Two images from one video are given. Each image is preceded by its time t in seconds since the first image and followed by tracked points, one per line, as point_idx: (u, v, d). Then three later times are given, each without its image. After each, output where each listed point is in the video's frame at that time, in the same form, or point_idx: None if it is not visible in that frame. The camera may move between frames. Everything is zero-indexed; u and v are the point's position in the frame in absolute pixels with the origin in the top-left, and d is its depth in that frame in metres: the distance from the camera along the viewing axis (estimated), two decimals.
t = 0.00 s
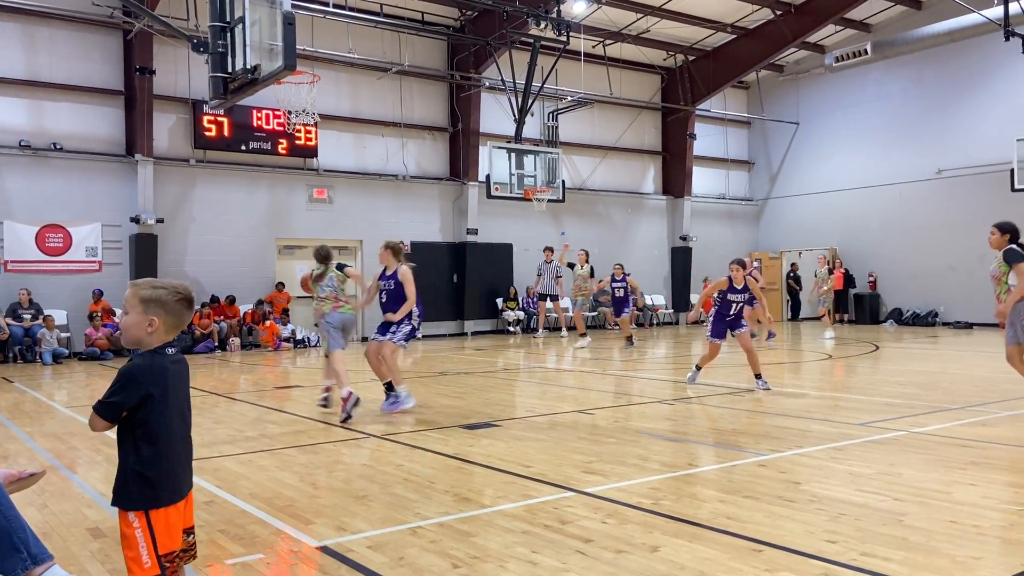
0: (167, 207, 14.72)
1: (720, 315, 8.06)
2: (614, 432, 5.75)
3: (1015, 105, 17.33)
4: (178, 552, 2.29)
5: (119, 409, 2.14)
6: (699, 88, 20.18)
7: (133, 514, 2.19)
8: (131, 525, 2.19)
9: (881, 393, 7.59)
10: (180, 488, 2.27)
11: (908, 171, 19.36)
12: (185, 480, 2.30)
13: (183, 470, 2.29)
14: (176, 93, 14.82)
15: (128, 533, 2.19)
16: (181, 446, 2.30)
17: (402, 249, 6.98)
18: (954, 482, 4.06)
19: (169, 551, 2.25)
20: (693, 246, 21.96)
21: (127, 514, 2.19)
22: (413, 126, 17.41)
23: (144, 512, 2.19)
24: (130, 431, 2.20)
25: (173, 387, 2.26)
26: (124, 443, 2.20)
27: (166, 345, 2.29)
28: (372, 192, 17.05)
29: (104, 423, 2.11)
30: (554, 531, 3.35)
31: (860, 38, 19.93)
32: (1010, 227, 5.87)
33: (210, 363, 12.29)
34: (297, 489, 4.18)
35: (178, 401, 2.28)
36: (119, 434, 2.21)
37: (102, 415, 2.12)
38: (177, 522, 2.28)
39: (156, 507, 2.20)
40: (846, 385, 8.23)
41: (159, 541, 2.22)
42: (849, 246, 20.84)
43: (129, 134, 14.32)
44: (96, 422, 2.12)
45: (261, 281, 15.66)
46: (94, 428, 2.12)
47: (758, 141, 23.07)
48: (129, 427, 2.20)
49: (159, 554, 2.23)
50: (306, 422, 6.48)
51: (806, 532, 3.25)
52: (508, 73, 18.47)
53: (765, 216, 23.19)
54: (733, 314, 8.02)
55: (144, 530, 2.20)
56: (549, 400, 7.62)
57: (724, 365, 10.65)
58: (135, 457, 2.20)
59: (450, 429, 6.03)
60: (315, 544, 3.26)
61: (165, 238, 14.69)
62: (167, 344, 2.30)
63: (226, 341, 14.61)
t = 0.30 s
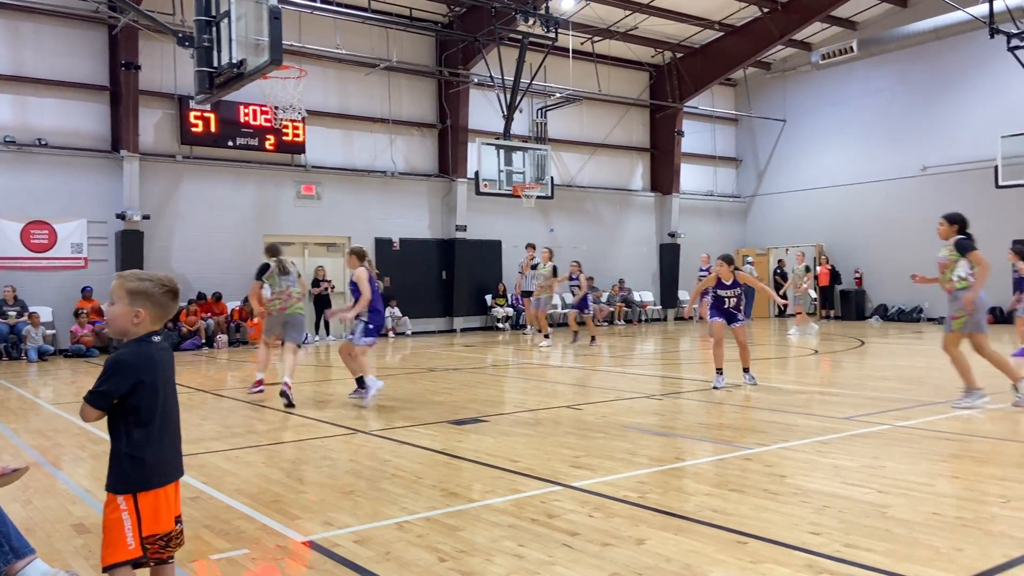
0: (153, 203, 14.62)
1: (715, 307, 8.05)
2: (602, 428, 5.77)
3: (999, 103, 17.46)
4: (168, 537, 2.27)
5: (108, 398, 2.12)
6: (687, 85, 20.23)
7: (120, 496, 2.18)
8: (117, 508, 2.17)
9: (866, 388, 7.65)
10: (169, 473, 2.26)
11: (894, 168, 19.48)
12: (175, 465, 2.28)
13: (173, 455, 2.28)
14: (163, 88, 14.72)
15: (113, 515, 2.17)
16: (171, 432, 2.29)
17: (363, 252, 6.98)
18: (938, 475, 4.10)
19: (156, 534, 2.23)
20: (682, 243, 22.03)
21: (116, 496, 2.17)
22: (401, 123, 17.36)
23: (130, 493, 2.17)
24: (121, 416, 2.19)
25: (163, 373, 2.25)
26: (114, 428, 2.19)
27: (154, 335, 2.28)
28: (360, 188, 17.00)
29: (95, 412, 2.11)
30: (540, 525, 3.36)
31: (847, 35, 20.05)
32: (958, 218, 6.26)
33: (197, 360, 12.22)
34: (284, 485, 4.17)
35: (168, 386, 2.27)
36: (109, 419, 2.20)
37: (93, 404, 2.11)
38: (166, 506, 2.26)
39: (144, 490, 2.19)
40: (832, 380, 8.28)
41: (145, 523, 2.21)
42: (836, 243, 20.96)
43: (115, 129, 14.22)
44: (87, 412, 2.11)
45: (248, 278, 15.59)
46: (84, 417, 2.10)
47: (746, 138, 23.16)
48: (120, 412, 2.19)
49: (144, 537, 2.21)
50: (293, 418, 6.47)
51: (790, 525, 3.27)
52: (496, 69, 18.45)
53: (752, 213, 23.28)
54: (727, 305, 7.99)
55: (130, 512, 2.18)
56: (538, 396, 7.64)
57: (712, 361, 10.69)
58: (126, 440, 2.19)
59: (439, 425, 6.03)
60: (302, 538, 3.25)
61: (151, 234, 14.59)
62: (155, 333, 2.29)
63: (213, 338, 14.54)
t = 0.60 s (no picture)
0: (137, 200, 14.49)
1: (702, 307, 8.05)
2: (588, 424, 5.78)
3: (981, 100, 17.62)
4: (141, 533, 2.25)
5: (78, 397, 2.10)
6: (673, 83, 20.28)
7: (94, 494, 2.15)
8: (92, 504, 2.15)
9: (848, 384, 7.71)
10: (144, 468, 2.24)
11: (878, 165, 19.62)
12: (150, 459, 2.28)
13: (148, 449, 2.27)
14: (146, 84, 14.60)
15: (88, 513, 2.15)
16: (145, 427, 2.28)
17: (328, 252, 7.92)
18: (919, 469, 4.13)
19: (130, 531, 2.21)
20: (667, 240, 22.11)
21: (90, 493, 2.15)
22: (387, 120, 17.32)
23: (105, 490, 2.15)
24: (94, 414, 2.17)
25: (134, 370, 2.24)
26: (86, 425, 2.17)
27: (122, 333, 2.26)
28: (346, 185, 16.94)
29: (66, 414, 2.08)
30: (524, 520, 3.36)
31: (832, 33, 20.16)
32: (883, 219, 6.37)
33: (181, 358, 12.13)
34: (267, 482, 4.15)
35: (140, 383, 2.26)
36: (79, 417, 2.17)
37: (65, 405, 2.09)
38: (141, 502, 2.24)
39: (120, 485, 2.17)
40: (816, 376, 8.34)
41: (120, 520, 2.19)
42: (820, 240, 21.11)
43: (97, 125, 14.09)
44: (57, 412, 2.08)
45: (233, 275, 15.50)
46: (55, 419, 2.07)
47: (732, 136, 23.27)
48: (92, 410, 2.17)
49: (119, 533, 2.19)
50: (278, 416, 6.44)
51: (773, 519, 3.29)
52: (482, 66, 18.42)
53: (738, 210, 23.39)
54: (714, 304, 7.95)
55: (105, 509, 2.16)
56: (524, 393, 7.64)
57: (698, 358, 10.74)
58: (98, 437, 2.17)
59: (424, 422, 6.02)
60: (284, 536, 3.23)
61: (134, 231, 14.47)
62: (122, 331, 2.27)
63: (198, 336, 14.44)
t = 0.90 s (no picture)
0: (119, 198, 14.36)
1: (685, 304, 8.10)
2: (573, 422, 5.79)
3: (963, 102, 17.79)
4: (127, 531, 2.24)
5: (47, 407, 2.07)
6: (658, 83, 20.35)
7: (74, 499, 2.14)
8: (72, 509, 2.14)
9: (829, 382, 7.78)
10: (126, 467, 2.23)
11: (861, 166, 19.78)
12: (131, 459, 2.26)
13: (128, 449, 2.25)
14: (129, 81, 14.48)
15: (70, 516, 2.14)
16: (122, 428, 2.25)
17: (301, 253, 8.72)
18: (900, 467, 4.17)
19: (116, 531, 2.20)
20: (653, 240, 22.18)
21: (70, 499, 2.13)
22: (373, 118, 17.27)
23: (86, 494, 2.14)
24: (67, 419, 2.15)
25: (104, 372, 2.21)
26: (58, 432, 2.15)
27: (85, 337, 2.22)
28: (332, 184, 16.88)
29: (40, 427, 2.06)
30: (508, 518, 3.36)
31: (816, 35, 20.31)
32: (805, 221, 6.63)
33: (165, 357, 12.04)
34: (250, 481, 4.13)
35: (113, 384, 2.24)
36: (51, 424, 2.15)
37: (37, 418, 2.06)
38: (124, 501, 2.23)
39: (102, 488, 2.16)
40: (800, 375, 8.40)
41: (104, 520, 2.18)
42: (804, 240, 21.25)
43: (79, 122, 13.96)
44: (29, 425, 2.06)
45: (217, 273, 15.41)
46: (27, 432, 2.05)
47: (717, 136, 23.38)
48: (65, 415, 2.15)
49: (104, 533, 2.18)
50: (262, 415, 6.40)
51: (756, 516, 3.31)
52: (469, 65, 18.41)
53: (723, 210, 23.49)
54: (694, 299, 7.98)
55: (88, 511, 2.15)
56: (510, 391, 7.64)
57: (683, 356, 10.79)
58: (73, 442, 2.15)
59: (409, 421, 6.01)
60: (268, 535, 3.21)
61: (117, 230, 14.35)
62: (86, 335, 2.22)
63: (181, 334, 14.37)
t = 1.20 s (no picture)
0: (102, 196, 14.24)
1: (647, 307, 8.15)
2: (558, 422, 5.79)
3: (945, 104, 17.96)
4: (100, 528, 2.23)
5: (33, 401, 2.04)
6: (645, 84, 20.41)
7: (53, 499, 2.11)
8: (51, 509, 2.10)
9: (813, 382, 7.82)
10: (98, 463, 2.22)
11: (846, 167, 19.93)
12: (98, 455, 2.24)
13: (95, 445, 2.24)
14: (113, 79, 14.36)
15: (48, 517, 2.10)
16: (88, 423, 2.23)
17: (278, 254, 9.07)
18: (881, 467, 4.21)
19: (95, 529, 2.19)
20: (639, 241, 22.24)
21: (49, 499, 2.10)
22: (359, 117, 17.22)
23: (68, 492, 2.12)
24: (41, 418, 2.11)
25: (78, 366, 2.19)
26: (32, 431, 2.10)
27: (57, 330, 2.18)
28: (318, 183, 16.81)
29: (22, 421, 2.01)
30: (492, 518, 3.36)
31: (800, 37, 20.44)
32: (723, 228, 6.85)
33: (148, 357, 11.94)
34: (232, 481, 4.10)
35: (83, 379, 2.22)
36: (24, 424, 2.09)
37: (20, 413, 2.01)
38: (97, 498, 2.22)
39: (80, 485, 2.14)
40: (784, 375, 8.45)
41: (83, 519, 2.16)
42: (789, 241, 21.39)
43: (62, 119, 13.83)
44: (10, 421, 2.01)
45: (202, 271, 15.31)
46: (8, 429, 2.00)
47: (703, 137, 23.47)
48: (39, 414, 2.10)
49: (84, 532, 2.16)
50: (246, 414, 6.37)
51: (738, 516, 3.32)
52: (455, 64, 18.38)
53: (709, 211, 23.59)
54: (649, 305, 8.05)
55: (66, 510, 2.13)
56: (495, 391, 7.64)
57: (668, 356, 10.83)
58: (50, 440, 2.11)
59: (394, 421, 5.99)
60: (250, 536, 3.19)
61: (100, 228, 14.22)
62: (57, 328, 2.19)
63: (165, 333, 14.23)
